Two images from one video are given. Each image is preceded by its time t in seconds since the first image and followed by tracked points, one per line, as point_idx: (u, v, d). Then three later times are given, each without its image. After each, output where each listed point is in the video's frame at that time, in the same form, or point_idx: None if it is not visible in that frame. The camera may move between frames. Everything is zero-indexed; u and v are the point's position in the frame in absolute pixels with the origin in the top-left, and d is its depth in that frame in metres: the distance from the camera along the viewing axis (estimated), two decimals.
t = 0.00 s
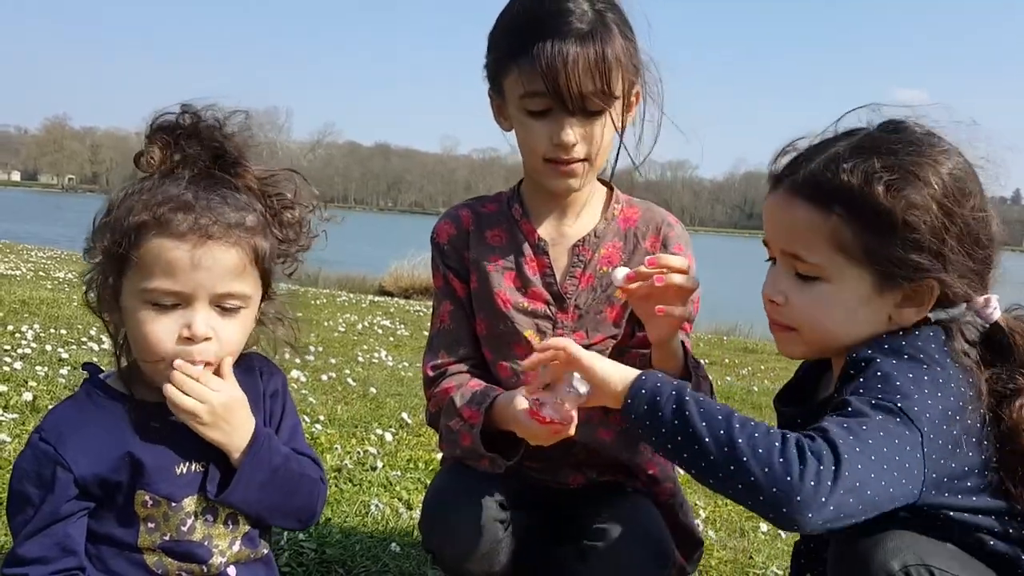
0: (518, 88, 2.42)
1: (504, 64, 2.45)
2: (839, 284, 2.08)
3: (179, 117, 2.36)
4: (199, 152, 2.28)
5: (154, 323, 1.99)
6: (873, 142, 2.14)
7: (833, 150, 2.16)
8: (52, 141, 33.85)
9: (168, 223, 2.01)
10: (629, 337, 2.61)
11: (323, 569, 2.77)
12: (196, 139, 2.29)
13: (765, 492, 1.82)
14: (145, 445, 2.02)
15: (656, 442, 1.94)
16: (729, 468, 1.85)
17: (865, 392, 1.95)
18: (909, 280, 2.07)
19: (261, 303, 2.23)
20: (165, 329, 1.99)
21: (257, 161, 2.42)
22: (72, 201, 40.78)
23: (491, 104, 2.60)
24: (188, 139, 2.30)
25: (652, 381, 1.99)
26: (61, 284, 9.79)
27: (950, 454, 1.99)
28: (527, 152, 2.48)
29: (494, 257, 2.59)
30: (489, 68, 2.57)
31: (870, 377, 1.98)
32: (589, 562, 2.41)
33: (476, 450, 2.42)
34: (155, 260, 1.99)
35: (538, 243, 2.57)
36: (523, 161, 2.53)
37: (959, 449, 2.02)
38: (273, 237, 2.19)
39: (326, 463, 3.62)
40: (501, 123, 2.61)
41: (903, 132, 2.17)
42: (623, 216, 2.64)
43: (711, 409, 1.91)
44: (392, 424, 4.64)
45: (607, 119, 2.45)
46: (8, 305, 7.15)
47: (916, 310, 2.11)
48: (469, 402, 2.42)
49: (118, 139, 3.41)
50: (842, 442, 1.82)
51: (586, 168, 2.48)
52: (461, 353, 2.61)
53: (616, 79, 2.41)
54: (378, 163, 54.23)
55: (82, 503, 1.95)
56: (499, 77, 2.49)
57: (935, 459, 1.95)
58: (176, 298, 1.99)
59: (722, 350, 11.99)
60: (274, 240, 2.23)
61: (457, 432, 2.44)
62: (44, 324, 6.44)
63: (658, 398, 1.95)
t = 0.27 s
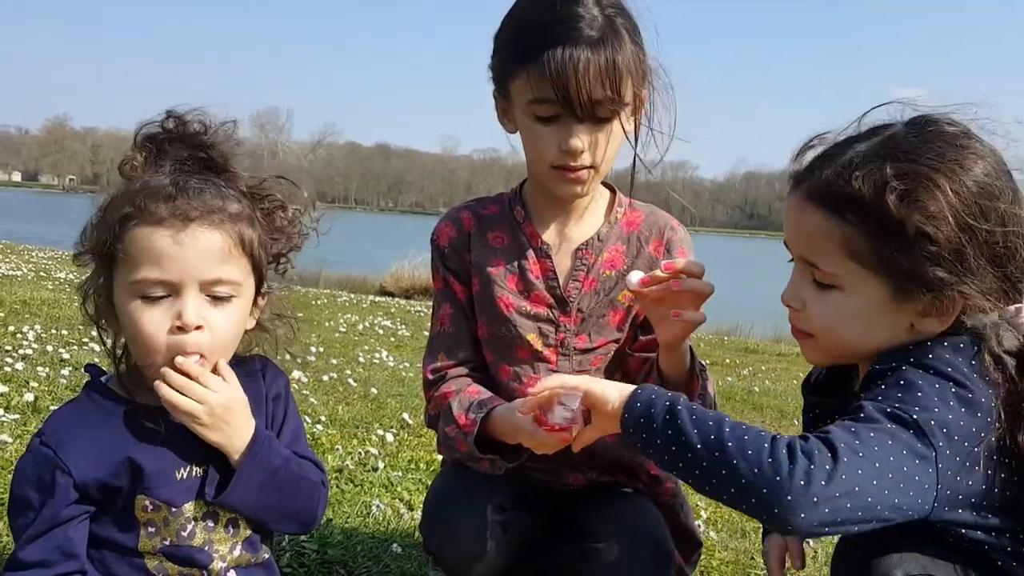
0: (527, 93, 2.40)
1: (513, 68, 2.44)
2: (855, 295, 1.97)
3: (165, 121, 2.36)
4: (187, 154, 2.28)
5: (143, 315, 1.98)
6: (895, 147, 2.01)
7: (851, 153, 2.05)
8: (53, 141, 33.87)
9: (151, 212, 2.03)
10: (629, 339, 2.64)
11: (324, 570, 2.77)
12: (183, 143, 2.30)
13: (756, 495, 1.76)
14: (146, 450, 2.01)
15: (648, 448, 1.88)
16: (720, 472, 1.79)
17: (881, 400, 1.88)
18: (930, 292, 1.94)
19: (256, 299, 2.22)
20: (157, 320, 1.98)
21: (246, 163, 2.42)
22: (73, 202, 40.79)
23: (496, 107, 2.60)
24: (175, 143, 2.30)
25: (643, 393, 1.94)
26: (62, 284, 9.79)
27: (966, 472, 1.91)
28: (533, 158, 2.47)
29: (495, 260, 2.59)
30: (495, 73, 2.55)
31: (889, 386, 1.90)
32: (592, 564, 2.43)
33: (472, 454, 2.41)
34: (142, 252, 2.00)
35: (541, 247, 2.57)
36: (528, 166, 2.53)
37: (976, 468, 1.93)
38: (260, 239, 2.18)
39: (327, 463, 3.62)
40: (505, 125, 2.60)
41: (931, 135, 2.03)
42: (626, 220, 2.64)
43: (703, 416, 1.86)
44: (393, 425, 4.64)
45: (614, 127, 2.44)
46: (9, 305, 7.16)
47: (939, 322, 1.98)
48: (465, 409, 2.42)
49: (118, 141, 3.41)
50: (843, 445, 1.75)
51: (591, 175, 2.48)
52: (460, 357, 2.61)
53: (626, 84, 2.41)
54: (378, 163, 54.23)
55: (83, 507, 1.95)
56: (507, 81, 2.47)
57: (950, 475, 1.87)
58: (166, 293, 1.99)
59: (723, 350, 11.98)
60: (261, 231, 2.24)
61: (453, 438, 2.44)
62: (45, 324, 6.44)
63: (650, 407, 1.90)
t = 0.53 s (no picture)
0: (536, 101, 2.39)
1: (520, 76, 2.44)
2: (881, 283, 1.95)
3: (163, 122, 2.34)
4: (185, 156, 2.27)
5: (148, 318, 1.98)
6: (908, 132, 2.01)
7: (863, 143, 2.05)
8: (53, 142, 33.87)
9: (158, 217, 2.03)
10: (632, 346, 2.65)
11: (324, 571, 2.77)
12: (182, 142, 2.28)
13: (812, 543, 1.69)
14: (144, 450, 2.01)
15: (688, 506, 1.80)
16: (770, 525, 1.73)
17: (922, 410, 1.84)
18: (955, 274, 1.92)
19: (256, 301, 2.22)
20: (160, 324, 1.98)
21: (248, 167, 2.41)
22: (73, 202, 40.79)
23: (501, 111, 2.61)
24: (173, 144, 2.28)
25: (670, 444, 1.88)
26: (62, 284, 9.80)
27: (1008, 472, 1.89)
28: (541, 167, 2.46)
29: (496, 267, 2.59)
30: (501, 75, 2.55)
31: (928, 394, 1.86)
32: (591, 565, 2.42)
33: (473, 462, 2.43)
34: (148, 257, 2.00)
35: (542, 253, 2.57)
36: (535, 175, 2.52)
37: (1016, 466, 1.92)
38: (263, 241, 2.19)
39: (327, 464, 3.62)
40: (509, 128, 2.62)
41: (944, 118, 2.03)
42: (628, 225, 2.64)
43: (733, 465, 1.80)
44: (392, 425, 4.65)
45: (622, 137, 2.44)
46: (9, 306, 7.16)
47: (967, 306, 1.96)
48: (465, 419, 2.45)
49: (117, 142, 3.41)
50: (887, 473, 1.70)
51: (598, 184, 2.48)
52: (461, 362, 2.61)
53: (637, 95, 2.41)
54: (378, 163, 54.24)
55: (82, 509, 1.95)
56: (515, 87, 2.47)
57: (995, 478, 1.84)
58: (173, 299, 1.99)
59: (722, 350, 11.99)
60: (264, 234, 2.24)
61: (454, 447, 2.46)
62: (45, 325, 6.44)
63: (679, 458, 1.83)
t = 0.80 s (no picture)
0: (546, 104, 2.38)
1: (527, 78, 2.41)
2: (884, 271, 1.94)
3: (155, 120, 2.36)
4: (178, 153, 2.28)
5: (143, 319, 1.99)
6: (893, 123, 2.04)
7: (851, 138, 2.09)
8: (52, 142, 33.86)
9: (151, 215, 2.04)
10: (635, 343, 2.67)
11: (321, 570, 2.77)
12: (174, 140, 2.29)
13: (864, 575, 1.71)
14: (140, 450, 2.02)
15: (739, 534, 1.81)
16: (823, 554, 1.73)
17: (953, 418, 1.84)
18: (955, 253, 1.91)
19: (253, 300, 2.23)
20: (158, 326, 1.99)
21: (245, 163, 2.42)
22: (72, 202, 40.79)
23: (501, 110, 2.59)
24: (166, 141, 2.29)
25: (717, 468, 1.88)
26: (60, 284, 9.81)
27: None
28: (550, 169, 2.44)
29: (500, 268, 2.58)
30: (501, 74, 2.54)
31: (955, 400, 1.86)
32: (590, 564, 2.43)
33: (492, 468, 2.43)
34: (145, 257, 2.00)
35: (547, 254, 2.57)
36: (544, 176, 2.50)
37: None
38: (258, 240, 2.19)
39: (325, 463, 3.63)
40: (509, 129, 2.61)
41: (926, 107, 2.07)
42: (630, 223, 2.67)
43: (779, 491, 1.80)
44: (391, 425, 4.65)
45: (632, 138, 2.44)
46: (7, 306, 7.16)
47: (971, 288, 1.96)
48: (467, 432, 2.45)
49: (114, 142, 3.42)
50: (932, 499, 1.70)
51: (608, 184, 2.47)
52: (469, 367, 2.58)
53: (646, 96, 2.41)
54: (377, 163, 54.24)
55: (79, 508, 1.95)
56: (521, 90, 2.45)
57: None
58: (168, 299, 1.99)
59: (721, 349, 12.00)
60: (261, 234, 2.25)
61: (472, 452, 2.45)
62: (43, 325, 6.45)
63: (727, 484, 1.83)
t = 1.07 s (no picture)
0: (548, 105, 2.37)
1: (528, 78, 2.40)
2: (866, 257, 1.95)
3: (128, 113, 2.26)
4: (157, 150, 2.19)
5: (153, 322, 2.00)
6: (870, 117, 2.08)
7: (831, 134, 2.13)
8: (45, 141, 33.74)
9: (174, 222, 2.02)
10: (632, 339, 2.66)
11: (313, 567, 2.78)
12: (153, 132, 2.21)
13: None
14: (131, 448, 2.01)
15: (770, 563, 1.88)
16: None
17: (958, 423, 1.84)
18: (937, 237, 1.92)
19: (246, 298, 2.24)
20: (178, 328, 2.01)
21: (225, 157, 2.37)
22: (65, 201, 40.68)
23: (496, 106, 2.59)
24: (145, 137, 2.21)
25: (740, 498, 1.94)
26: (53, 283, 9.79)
27: None
28: (551, 168, 2.44)
29: (496, 265, 2.58)
30: (499, 72, 2.53)
31: (959, 403, 1.86)
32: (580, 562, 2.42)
33: (491, 468, 2.43)
34: (136, 256, 2.00)
35: (543, 250, 2.57)
36: (542, 174, 2.50)
37: None
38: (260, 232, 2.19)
39: (317, 461, 3.63)
40: (507, 127, 2.61)
41: (901, 102, 2.11)
42: (625, 220, 2.67)
43: (803, 522, 1.86)
44: (384, 423, 4.65)
45: (632, 137, 2.45)
46: None
47: (953, 274, 1.95)
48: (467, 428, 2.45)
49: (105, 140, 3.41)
50: (952, 524, 1.72)
51: (607, 182, 2.48)
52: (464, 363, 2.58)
53: (650, 96, 2.42)
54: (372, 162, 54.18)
55: (69, 506, 1.95)
56: (522, 90, 2.44)
57: None
58: (186, 305, 2.02)
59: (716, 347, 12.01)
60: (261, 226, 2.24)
61: (469, 451, 2.45)
62: (36, 324, 6.43)
63: (751, 516, 1.90)
